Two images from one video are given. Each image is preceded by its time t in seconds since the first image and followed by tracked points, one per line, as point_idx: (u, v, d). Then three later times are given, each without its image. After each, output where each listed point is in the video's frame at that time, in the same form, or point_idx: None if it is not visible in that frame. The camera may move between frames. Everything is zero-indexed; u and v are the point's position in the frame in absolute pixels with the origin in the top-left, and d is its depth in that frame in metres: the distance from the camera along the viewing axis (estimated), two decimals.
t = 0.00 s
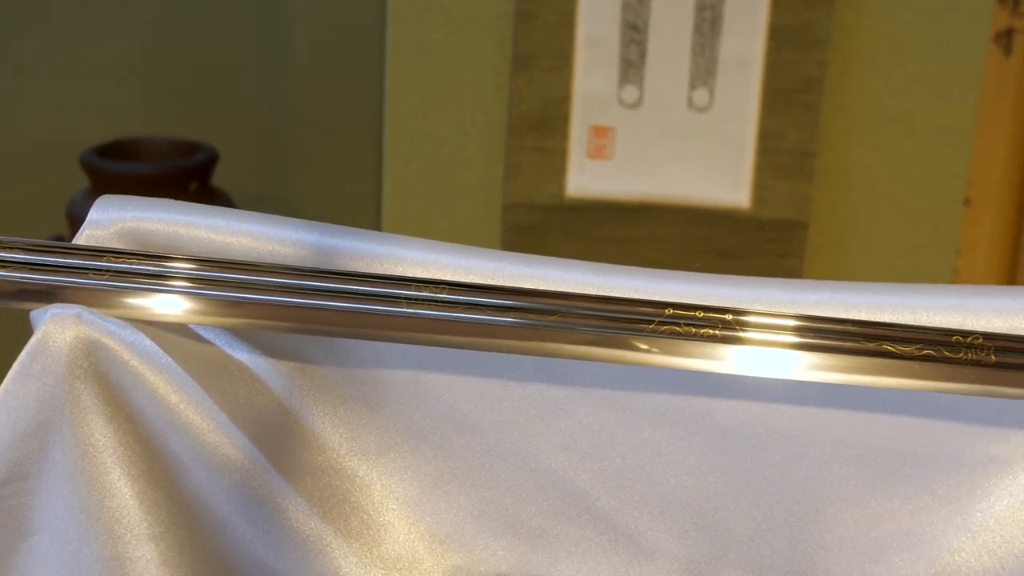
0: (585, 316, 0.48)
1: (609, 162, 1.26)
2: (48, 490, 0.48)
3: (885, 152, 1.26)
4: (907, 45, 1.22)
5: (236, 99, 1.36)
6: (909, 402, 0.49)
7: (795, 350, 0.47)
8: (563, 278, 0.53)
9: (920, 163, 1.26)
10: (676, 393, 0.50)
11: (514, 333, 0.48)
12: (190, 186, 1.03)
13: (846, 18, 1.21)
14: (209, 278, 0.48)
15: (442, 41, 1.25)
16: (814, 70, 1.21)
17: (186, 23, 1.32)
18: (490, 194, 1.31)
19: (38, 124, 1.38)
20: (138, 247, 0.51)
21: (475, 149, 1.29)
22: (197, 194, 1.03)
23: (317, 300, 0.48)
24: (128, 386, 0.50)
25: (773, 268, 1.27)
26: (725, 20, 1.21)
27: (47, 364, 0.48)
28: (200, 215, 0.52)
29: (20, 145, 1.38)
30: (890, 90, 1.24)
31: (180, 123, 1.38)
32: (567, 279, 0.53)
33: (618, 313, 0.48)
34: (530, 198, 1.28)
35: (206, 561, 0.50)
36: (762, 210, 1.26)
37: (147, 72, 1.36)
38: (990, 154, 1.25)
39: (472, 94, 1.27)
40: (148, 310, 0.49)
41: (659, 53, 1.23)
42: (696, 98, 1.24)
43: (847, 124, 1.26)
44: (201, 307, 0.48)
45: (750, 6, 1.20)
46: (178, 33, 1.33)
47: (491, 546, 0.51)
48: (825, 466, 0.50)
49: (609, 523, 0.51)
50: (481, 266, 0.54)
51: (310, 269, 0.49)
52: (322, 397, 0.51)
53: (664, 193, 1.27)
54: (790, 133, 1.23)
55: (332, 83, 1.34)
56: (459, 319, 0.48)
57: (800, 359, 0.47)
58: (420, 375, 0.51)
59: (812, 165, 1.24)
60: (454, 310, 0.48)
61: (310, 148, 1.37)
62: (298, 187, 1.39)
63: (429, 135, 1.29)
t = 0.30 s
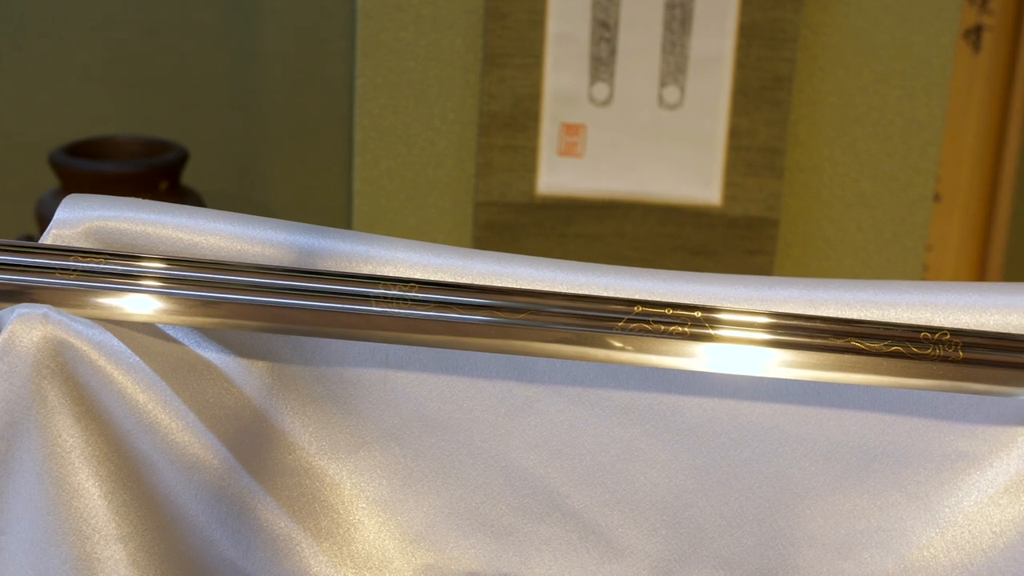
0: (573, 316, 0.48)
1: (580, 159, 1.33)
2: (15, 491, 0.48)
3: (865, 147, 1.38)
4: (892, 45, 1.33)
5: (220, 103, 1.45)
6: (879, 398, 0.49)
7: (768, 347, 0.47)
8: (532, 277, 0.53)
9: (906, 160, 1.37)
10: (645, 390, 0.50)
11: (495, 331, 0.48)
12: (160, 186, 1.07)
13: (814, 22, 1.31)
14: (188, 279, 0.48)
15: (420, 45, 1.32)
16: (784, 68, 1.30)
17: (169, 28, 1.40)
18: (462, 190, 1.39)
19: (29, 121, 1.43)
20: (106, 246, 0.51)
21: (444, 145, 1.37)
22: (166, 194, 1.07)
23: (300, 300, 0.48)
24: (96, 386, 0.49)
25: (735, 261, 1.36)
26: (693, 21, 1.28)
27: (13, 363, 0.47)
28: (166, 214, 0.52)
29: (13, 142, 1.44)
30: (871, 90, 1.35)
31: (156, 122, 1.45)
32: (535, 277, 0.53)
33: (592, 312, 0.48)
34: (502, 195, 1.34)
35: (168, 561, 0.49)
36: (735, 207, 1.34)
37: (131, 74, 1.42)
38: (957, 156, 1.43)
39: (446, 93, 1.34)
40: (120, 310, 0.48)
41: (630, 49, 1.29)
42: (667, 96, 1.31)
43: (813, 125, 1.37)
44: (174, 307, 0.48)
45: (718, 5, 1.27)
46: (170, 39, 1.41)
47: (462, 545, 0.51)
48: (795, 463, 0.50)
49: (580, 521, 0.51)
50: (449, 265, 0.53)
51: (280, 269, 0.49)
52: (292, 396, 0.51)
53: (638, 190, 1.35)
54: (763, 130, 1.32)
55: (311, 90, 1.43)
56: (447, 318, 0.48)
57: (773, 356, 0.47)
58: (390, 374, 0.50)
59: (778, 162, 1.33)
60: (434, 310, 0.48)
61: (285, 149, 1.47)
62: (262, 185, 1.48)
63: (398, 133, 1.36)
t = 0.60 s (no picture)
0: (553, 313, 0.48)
1: (554, 157, 1.35)
2: None
3: (838, 146, 1.40)
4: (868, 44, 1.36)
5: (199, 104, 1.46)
6: (851, 395, 0.49)
7: (743, 345, 0.47)
8: (504, 275, 0.53)
9: (878, 159, 1.41)
10: (618, 388, 0.50)
11: (471, 330, 0.48)
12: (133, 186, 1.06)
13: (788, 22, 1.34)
14: (163, 278, 0.48)
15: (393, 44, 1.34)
16: (756, 67, 1.32)
17: (152, 26, 1.41)
18: (435, 189, 1.41)
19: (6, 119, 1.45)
20: (77, 246, 0.51)
21: (417, 143, 1.39)
22: (139, 194, 1.06)
23: (279, 299, 0.48)
24: (67, 387, 0.49)
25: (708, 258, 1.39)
26: (665, 18, 1.30)
27: None
28: (137, 213, 0.52)
29: None
30: (847, 89, 1.38)
31: (133, 123, 1.47)
32: (507, 274, 0.53)
33: (566, 310, 0.48)
34: (474, 194, 1.36)
35: (148, 556, 0.49)
36: (708, 206, 1.37)
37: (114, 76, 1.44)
38: (928, 153, 1.44)
39: (420, 91, 1.36)
40: (95, 311, 0.47)
41: (604, 47, 1.31)
42: (639, 94, 1.33)
43: (785, 124, 1.40)
44: (150, 307, 0.47)
45: (690, 3, 1.29)
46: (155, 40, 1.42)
47: (435, 543, 0.51)
48: (768, 459, 0.49)
49: (553, 519, 0.50)
50: (421, 264, 0.53)
51: (252, 267, 0.49)
52: (265, 396, 0.50)
53: (612, 188, 1.37)
54: (735, 128, 1.34)
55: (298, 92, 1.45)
56: (420, 317, 0.48)
57: (749, 353, 0.47)
58: (362, 373, 0.50)
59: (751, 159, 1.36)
60: (408, 309, 0.48)
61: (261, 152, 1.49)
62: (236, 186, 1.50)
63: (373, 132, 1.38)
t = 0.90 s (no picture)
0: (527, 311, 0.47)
1: (529, 155, 1.40)
2: None
3: (814, 142, 1.47)
4: (840, 44, 1.43)
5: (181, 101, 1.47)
6: (825, 392, 0.49)
7: (723, 343, 0.47)
8: (481, 274, 0.51)
9: (856, 154, 1.48)
10: (594, 386, 0.49)
11: (445, 328, 0.48)
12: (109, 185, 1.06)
13: (762, 21, 1.41)
14: (138, 278, 0.47)
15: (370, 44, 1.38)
16: (732, 62, 1.38)
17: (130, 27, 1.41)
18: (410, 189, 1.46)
19: None
20: (51, 246, 0.50)
21: (395, 142, 1.43)
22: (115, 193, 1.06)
23: (256, 299, 0.47)
24: (40, 388, 0.49)
25: (683, 254, 1.46)
26: (640, 18, 1.36)
27: None
28: (110, 213, 0.51)
29: None
30: (824, 86, 1.45)
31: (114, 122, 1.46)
32: (483, 274, 0.51)
33: (541, 309, 0.48)
34: (451, 193, 1.41)
35: (123, 558, 0.49)
36: (684, 202, 1.43)
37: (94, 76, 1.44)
38: (904, 152, 1.51)
39: (397, 90, 1.41)
40: (70, 312, 0.47)
41: (579, 45, 1.37)
42: (616, 92, 1.39)
43: (764, 119, 1.46)
44: (126, 307, 0.47)
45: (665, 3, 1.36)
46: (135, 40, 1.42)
47: (412, 542, 0.51)
48: (743, 456, 0.49)
49: (530, 517, 0.50)
50: (396, 262, 0.51)
51: (229, 267, 0.48)
52: (240, 396, 0.50)
53: (590, 186, 1.43)
54: (711, 124, 1.41)
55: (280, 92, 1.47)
56: (392, 315, 0.48)
57: (727, 352, 0.47)
58: (338, 372, 0.50)
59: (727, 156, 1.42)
60: (384, 307, 0.48)
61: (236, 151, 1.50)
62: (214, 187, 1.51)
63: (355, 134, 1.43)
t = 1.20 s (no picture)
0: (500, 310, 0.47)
1: (506, 154, 1.29)
2: None
3: (789, 142, 1.33)
4: (813, 41, 1.29)
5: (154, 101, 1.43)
6: (799, 389, 0.49)
7: (699, 341, 0.47)
8: (453, 272, 0.51)
9: (824, 154, 1.33)
10: (568, 384, 0.49)
11: (418, 327, 0.48)
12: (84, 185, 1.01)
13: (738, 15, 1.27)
14: (110, 278, 0.47)
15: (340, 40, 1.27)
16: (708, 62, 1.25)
17: (101, 23, 1.37)
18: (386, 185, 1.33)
19: None
20: (22, 246, 0.49)
21: (368, 140, 1.31)
22: (90, 193, 1.01)
23: (231, 299, 0.47)
24: (9, 390, 0.48)
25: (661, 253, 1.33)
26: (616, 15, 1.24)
27: None
28: (82, 213, 0.50)
29: None
30: (795, 87, 1.31)
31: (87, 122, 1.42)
32: (457, 273, 0.51)
33: (514, 307, 0.48)
34: (427, 190, 1.30)
35: (96, 556, 0.48)
36: (661, 201, 1.30)
37: (62, 79, 1.40)
38: (877, 150, 1.35)
39: (370, 87, 1.29)
40: (46, 312, 0.47)
41: (554, 43, 1.25)
42: (591, 90, 1.27)
43: (737, 120, 1.32)
44: (100, 307, 0.47)
45: None
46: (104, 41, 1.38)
47: (387, 542, 0.50)
48: (718, 453, 0.49)
49: (505, 515, 0.50)
50: (369, 262, 0.51)
51: (203, 267, 0.48)
52: (212, 396, 0.50)
53: (564, 184, 1.31)
54: (686, 123, 1.28)
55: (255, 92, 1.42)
56: (365, 315, 0.48)
57: (705, 350, 0.47)
58: (312, 372, 0.50)
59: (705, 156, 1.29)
60: (357, 307, 0.48)
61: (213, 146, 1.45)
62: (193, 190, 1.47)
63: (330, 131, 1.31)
